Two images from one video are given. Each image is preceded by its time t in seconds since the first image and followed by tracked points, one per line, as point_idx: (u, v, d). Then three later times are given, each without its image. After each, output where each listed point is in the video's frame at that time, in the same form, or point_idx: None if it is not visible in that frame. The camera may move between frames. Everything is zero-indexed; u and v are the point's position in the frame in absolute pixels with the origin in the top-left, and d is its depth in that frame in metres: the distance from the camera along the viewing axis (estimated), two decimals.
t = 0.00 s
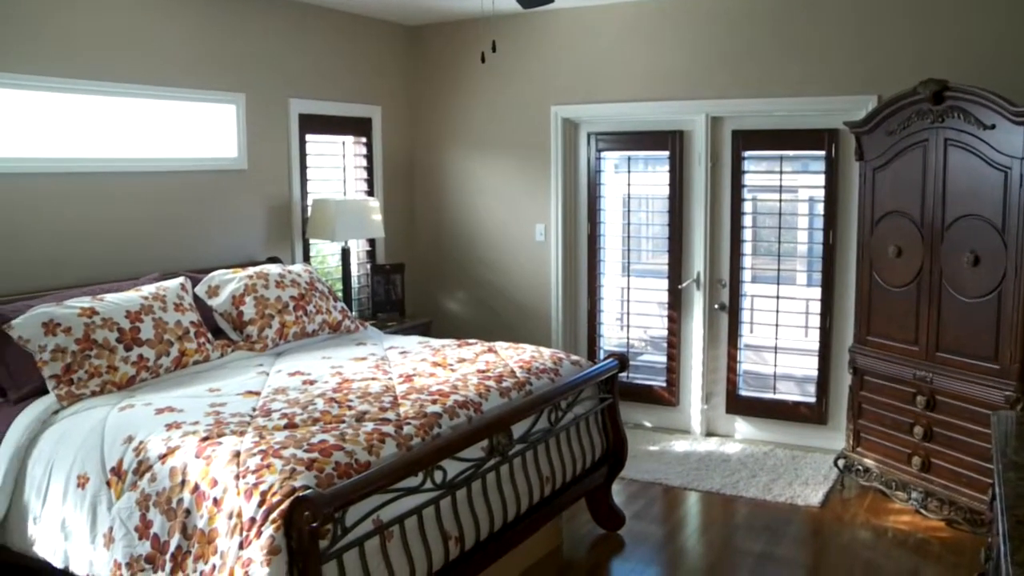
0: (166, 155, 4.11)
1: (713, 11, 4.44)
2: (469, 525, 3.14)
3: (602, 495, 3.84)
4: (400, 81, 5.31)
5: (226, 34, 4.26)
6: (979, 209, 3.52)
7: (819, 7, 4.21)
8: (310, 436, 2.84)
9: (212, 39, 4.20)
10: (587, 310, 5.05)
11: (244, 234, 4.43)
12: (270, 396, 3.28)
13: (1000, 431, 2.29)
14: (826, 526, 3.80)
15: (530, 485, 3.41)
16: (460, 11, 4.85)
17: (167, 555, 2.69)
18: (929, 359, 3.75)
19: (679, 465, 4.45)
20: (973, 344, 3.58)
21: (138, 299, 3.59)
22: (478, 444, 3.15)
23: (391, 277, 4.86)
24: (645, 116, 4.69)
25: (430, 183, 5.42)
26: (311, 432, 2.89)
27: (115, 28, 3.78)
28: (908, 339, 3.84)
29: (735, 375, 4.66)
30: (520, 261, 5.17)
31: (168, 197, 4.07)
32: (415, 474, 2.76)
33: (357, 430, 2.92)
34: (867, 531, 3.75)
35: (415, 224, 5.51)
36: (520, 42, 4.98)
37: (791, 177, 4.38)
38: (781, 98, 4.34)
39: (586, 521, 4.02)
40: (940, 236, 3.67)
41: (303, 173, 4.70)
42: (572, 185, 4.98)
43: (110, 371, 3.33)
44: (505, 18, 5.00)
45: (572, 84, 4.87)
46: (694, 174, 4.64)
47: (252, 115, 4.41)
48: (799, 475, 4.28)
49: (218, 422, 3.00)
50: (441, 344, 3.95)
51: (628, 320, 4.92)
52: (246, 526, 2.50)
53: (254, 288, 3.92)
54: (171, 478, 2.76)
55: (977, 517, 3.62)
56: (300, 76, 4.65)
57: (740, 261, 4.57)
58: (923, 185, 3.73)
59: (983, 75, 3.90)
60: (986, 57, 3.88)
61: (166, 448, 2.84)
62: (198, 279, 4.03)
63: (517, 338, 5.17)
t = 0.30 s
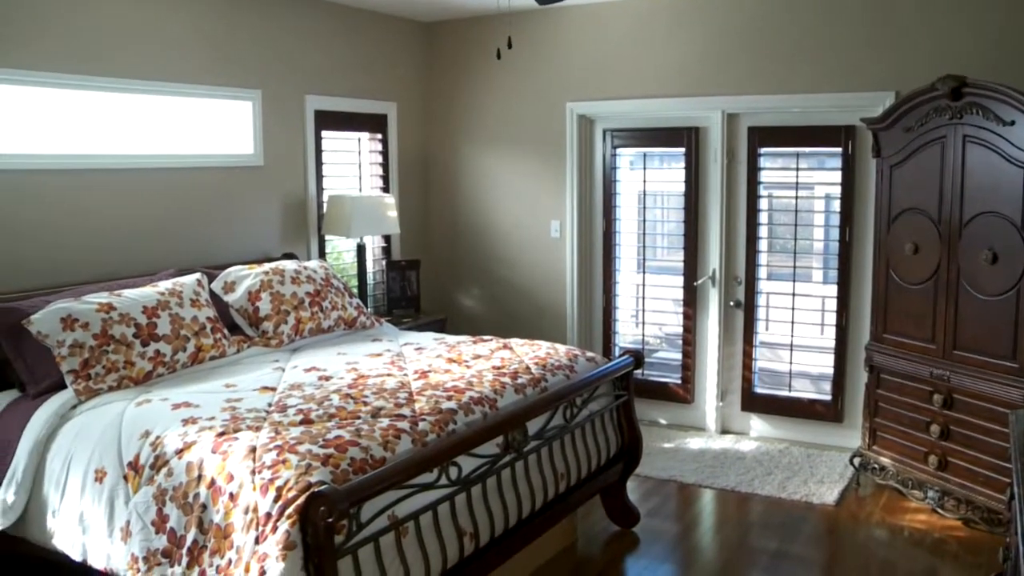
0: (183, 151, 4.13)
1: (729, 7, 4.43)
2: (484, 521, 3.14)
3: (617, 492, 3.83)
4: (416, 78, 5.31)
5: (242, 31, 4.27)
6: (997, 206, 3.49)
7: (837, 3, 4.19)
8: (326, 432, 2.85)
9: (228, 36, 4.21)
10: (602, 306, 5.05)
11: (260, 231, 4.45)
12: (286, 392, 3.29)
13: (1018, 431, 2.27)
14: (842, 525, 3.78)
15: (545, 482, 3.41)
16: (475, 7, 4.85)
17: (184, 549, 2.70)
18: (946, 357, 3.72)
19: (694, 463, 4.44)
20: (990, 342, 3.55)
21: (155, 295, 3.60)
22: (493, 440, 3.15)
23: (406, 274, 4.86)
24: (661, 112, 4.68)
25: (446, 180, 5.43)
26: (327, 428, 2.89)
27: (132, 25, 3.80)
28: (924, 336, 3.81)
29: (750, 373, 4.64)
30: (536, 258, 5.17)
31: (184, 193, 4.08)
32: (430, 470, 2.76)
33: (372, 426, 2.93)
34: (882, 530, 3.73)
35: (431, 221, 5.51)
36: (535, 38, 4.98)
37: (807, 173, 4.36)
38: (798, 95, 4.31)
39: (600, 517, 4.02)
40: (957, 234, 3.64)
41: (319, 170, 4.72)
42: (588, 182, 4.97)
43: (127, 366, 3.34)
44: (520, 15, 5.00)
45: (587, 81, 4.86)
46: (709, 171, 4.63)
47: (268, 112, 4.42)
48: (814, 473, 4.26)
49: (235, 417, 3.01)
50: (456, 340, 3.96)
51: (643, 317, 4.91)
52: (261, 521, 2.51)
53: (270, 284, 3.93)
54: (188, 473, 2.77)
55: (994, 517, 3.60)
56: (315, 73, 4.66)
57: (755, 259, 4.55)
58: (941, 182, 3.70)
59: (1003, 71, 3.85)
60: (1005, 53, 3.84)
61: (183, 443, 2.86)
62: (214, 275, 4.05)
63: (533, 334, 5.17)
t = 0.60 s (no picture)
0: (200, 148, 4.14)
1: (746, 5, 4.41)
2: (499, 518, 3.14)
3: (632, 490, 3.83)
4: (432, 75, 5.32)
5: (259, 28, 4.28)
6: (1017, 204, 3.46)
7: None
8: (342, 428, 2.85)
9: (244, 33, 4.22)
10: (619, 304, 5.04)
11: (277, 228, 4.46)
12: (303, 388, 3.30)
13: None
14: (858, 524, 3.77)
15: (561, 479, 3.41)
16: (491, 5, 4.85)
17: (201, 544, 2.71)
18: (964, 356, 3.70)
19: (710, 461, 4.43)
20: (1009, 342, 3.52)
21: (172, 292, 3.61)
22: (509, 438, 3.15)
23: (422, 271, 4.87)
24: (677, 110, 4.67)
25: (462, 177, 5.43)
26: (343, 424, 2.90)
27: (150, 23, 3.82)
28: (942, 335, 3.79)
29: (767, 371, 4.63)
30: (552, 255, 5.16)
31: (202, 190, 4.10)
32: (446, 467, 2.76)
33: (388, 423, 2.93)
34: (899, 530, 3.71)
35: (447, 218, 5.52)
36: (552, 36, 4.98)
37: (825, 171, 4.34)
38: (815, 92, 4.29)
39: (615, 515, 4.02)
40: (975, 232, 3.62)
41: (335, 167, 4.73)
42: (604, 179, 4.97)
43: (145, 362, 3.36)
44: (537, 12, 4.99)
45: (604, 78, 4.85)
46: (726, 168, 4.61)
47: (284, 109, 4.43)
48: (830, 472, 4.24)
49: (252, 414, 3.02)
50: (472, 337, 3.96)
51: (659, 315, 4.91)
52: (278, 517, 2.52)
53: (286, 281, 3.94)
54: (205, 469, 2.78)
55: (1013, 518, 3.58)
56: (331, 70, 4.67)
57: (772, 257, 4.54)
58: (960, 180, 3.68)
59: None
60: None
61: (200, 439, 2.87)
62: (231, 271, 4.06)
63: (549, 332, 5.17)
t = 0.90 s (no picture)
0: (218, 147, 4.16)
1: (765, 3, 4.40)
2: (516, 517, 3.14)
3: (649, 489, 3.82)
4: (450, 74, 5.32)
5: (277, 27, 4.30)
6: None
7: None
8: (360, 426, 2.86)
9: (263, 32, 4.24)
10: (636, 303, 5.03)
11: (295, 226, 4.48)
12: (320, 386, 3.31)
13: None
14: (876, 524, 3.75)
15: (578, 478, 3.41)
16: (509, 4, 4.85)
17: (219, 541, 2.73)
18: (983, 356, 3.67)
19: (728, 461, 4.42)
20: None
21: (191, 289, 3.63)
22: (527, 436, 3.15)
23: (440, 269, 4.88)
24: (694, 108, 4.66)
25: (480, 176, 5.44)
26: (361, 422, 2.91)
27: (169, 22, 3.84)
28: (962, 335, 3.76)
29: (784, 371, 4.61)
30: (569, 254, 5.16)
31: (220, 188, 4.12)
32: (464, 465, 2.77)
33: (406, 421, 2.94)
34: (918, 530, 3.69)
35: (465, 217, 5.53)
36: (570, 34, 4.97)
37: (844, 170, 4.32)
38: (834, 91, 4.27)
39: (632, 515, 4.01)
40: (996, 231, 3.59)
41: (353, 165, 4.74)
42: (622, 178, 4.96)
43: (164, 359, 3.38)
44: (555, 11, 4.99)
45: (622, 77, 4.85)
46: (744, 167, 4.60)
47: (302, 108, 4.45)
48: (848, 473, 4.22)
49: (270, 411, 3.03)
50: (490, 336, 3.96)
51: (677, 314, 4.89)
52: (296, 514, 2.53)
53: (305, 279, 3.95)
54: (223, 466, 2.79)
55: None
56: (349, 69, 4.68)
57: (790, 256, 4.52)
58: (980, 179, 3.65)
59: None
60: None
61: (218, 436, 2.88)
62: (250, 269, 4.08)
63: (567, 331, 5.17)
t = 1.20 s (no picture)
0: (238, 145, 4.18)
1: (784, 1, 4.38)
2: (533, 516, 3.14)
3: (667, 489, 3.81)
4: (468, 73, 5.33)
5: (296, 25, 4.31)
6: None
7: None
8: (378, 425, 2.86)
9: (282, 31, 4.25)
10: (654, 302, 5.02)
11: (313, 224, 4.49)
12: (338, 384, 3.32)
13: None
14: (895, 526, 3.73)
15: (595, 478, 3.41)
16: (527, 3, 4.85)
17: (238, 537, 2.74)
18: (1005, 357, 3.64)
19: (745, 461, 4.41)
20: None
21: (210, 287, 3.64)
22: (544, 435, 3.15)
23: (458, 268, 4.88)
24: (713, 107, 4.64)
25: (498, 174, 5.44)
26: (379, 420, 2.91)
27: (190, 21, 3.86)
28: (983, 336, 3.74)
29: (803, 371, 4.59)
30: (587, 253, 5.15)
31: (240, 187, 4.14)
32: (482, 464, 2.77)
33: (424, 419, 2.94)
34: (938, 532, 3.67)
35: (483, 216, 5.54)
36: (588, 33, 4.97)
37: (863, 169, 4.29)
38: (854, 89, 4.25)
39: (649, 515, 4.00)
40: (1018, 231, 3.55)
41: (371, 164, 4.75)
42: (641, 177, 4.95)
43: (183, 357, 3.39)
44: (573, 10, 4.99)
45: (640, 76, 4.84)
46: (763, 166, 4.58)
47: (321, 107, 4.46)
48: (867, 474, 4.20)
49: (288, 409, 3.04)
50: (507, 335, 3.96)
51: (695, 313, 4.88)
52: (314, 511, 2.54)
53: (323, 277, 3.97)
54: (242, 463, 2.80)
55: None
56: (367, 68, 4.69)
57: (809, 255, 4.50)
58: (1003, 178, 3.62)
59: None
60: None
61: (237, 433, 2.89)
62: (269, 268, 4.10)
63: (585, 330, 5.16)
